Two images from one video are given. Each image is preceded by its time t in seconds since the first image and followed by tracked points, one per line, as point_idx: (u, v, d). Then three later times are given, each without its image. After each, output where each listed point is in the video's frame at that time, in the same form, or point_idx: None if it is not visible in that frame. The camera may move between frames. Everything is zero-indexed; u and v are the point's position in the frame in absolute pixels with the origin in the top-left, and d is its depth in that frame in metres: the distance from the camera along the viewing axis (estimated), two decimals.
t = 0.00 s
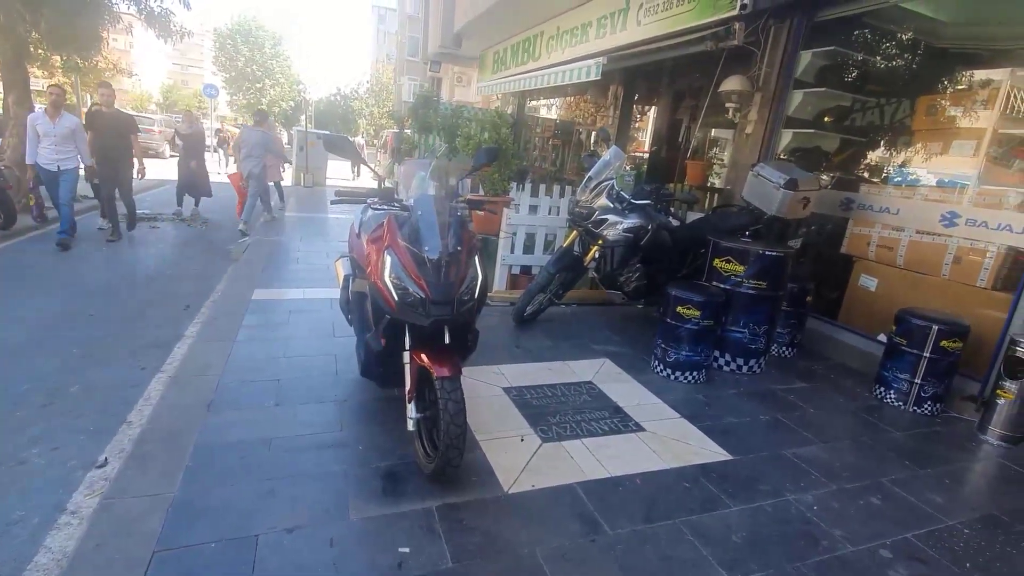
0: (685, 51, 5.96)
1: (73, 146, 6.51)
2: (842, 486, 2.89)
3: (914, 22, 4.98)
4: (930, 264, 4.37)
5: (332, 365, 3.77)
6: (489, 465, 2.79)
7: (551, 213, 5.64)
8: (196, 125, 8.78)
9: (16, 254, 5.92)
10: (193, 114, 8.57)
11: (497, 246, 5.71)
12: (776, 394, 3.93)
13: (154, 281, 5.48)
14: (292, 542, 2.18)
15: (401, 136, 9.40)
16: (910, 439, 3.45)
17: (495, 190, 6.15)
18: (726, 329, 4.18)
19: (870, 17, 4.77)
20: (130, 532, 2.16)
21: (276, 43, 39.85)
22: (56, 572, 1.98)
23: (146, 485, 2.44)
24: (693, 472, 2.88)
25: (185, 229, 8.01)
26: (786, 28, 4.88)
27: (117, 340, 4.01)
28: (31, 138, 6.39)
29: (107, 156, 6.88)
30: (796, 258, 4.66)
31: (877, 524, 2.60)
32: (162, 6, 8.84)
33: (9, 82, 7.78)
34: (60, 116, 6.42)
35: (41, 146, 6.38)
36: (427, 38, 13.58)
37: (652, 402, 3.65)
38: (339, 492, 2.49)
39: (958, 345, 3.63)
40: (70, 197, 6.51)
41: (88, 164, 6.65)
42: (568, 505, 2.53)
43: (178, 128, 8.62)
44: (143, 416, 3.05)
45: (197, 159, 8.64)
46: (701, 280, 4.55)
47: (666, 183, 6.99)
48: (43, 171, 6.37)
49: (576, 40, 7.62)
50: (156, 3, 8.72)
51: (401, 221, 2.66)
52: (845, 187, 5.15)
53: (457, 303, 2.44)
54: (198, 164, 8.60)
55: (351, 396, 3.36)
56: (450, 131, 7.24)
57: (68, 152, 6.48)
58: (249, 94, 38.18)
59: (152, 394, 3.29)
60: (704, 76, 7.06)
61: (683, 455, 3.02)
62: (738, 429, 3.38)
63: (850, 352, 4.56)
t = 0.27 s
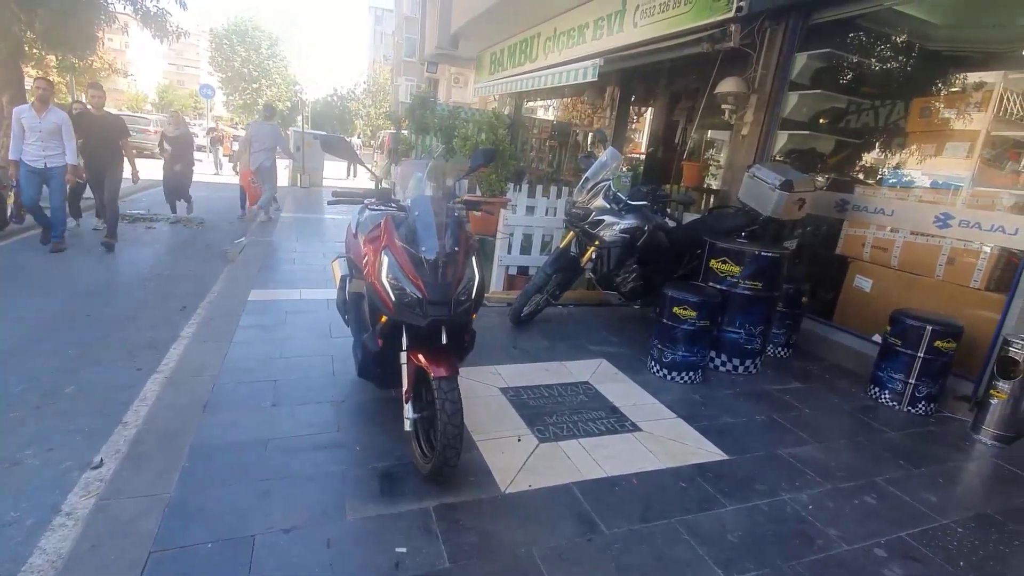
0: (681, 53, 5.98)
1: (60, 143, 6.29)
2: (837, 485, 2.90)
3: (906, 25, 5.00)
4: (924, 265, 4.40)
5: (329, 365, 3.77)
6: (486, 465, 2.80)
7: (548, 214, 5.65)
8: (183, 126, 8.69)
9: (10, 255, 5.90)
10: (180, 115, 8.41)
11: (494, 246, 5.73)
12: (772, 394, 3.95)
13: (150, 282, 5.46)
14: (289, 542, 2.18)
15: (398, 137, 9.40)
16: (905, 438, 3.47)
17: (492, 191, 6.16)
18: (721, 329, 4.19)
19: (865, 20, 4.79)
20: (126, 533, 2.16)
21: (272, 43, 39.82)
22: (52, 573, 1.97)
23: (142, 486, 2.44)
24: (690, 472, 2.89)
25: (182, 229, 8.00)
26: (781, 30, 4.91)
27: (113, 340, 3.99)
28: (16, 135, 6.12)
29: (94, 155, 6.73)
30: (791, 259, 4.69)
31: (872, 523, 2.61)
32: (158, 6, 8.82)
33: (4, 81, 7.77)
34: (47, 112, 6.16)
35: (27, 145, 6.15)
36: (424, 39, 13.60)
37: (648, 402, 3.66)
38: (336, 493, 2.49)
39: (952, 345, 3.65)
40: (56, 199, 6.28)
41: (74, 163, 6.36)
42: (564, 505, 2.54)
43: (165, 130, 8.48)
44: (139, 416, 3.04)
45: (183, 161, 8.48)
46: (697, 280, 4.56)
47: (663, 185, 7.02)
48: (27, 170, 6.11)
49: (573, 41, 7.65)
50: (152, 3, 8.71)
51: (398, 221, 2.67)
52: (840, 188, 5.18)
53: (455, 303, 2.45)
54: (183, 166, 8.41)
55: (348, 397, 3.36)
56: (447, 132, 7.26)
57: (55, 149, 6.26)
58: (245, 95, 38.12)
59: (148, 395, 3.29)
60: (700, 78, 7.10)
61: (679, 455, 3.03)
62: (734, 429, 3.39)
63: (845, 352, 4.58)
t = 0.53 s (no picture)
0: (679, 52, 5.99)
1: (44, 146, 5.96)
2: (835, 483, 2.91)
3: (904, 25, 5.01)
4: (921, 264, 4.42)
5: (327, 365, 3.77)
6: (484, 463, 2.80)
7: (546, 213, 5.65)
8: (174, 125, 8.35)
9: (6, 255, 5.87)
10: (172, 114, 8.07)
11: (492, 246, 5.72)
12: (770, 393, 3.96)
13: (147, 282, 5.44)
14: (286, 542, 2.17)
15: (396, 136, 9.38)
16: (902, 437, 3.48)
17: (490, 190, 6.16)
18: (719, 328, 4.20)
19: (862, 20, 4.80)
20: (122, 533, 2.15)
21: (270, 43, 39.77)
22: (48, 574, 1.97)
23: (139, 486, 2.43)
24: (687, 470, 2.90)
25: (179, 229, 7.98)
26: (779, 30, 4.92)
27: (110, 340, 3.98)
28: None
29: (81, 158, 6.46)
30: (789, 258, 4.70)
31: (869, 521, 2.62)
32: (155, 5, 8.79)
33: None
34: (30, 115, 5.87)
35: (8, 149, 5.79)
36: (422, 39, 13.60)
37: (646, 401, 3.66)
38: (333, 492, 2.48)
39: (948, 344, 3.67)
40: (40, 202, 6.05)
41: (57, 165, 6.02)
42: (562, 503, 2.54)
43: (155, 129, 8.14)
44: (136, 416, 3.04)
45: (172, 161, 8.14)
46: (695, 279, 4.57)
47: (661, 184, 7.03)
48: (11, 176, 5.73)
49: (571, 41, 7.65)
50: (149, 2, 8.67)
51: (396, 220, 2.67)
52: (837, 188, 5.20)
53: (452, 302, 2.45)
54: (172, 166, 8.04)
55: (346, 396, 3.36)
56: (445, 131, 7.25)
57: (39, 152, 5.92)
58: (243, 94, 38.06)
59: (145, 395, 3.29)
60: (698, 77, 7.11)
61: (677, 454, 3.04)
62: (731, 428, 3.40)
63: (842, 351, 4.59)
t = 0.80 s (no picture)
0: (676, 53, 6.00)
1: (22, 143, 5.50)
2: (831, 483, 2.92)
3: (900, 27, 5.03)
4: (917, 264, 4.43)
5: (325, 366, 3.77)
6: (482, 464, 2.80)
7: (544, 214, 5.66)
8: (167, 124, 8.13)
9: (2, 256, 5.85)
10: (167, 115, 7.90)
11: (490, 247, 5.73)
12: (767, 393, 3.97)
13: (144, 283, 5.43)
14: (284, 543, 2.17)
15: (394, 137, 9.37)
16: (898, 437, 3.50)
17: (488, 191, 6.18)
18: (717, 329, 4.21)
19: (858, 21, 4.83)
20: (120, 534, 2.15)
21: (268, 44, 39.76)
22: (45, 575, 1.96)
23: (136, 487, 2.43)
24: (685, 470, 2.91)
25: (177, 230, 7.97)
26: (775, 31, 4.93)
27: (107, 342, 3.98)
28: None
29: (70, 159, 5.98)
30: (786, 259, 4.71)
31: (865, 520, 2.63)
32: (152, 6, 8.78)
33: None
34: (5, 108, 5.48)
35: None
36: (420, 40, 13.61)
37: (644, 401, 3.67)
38: (331, 493, 2.49)
39: (944, 344, 3.68)
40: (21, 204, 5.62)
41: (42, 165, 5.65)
42: (560, 503, 2.55)
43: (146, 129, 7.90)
44: (133, 418, 3.03)
45: (164, 163, 7.97)
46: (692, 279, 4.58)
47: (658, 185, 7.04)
48: None
49: (568, 42, 7.66)
50: (146, 3, 8.66)
51: (393, 221, 2.67)
52: (834, 188, 5.21)
53: (450, 302, 2.45)
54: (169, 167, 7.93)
55: (343, 397, 3.36)
56: (443, 132, 7.24)
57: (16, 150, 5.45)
58: (240, 95, 38.02)
59: (142, 396, 3.28)
60: (695, 78, 7.13)
61: (674, 454, 3.04)
62: (728, 428, 3.41)
63: (839, 351, 4.61)
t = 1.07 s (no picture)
0: (675, 53, 6.01)
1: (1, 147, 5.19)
2: (829, 483, 2.92)
3: (897, 27, 5.06)
4: (914, 264, 4.44)
5: (323, 366, 3.76)
6: (480, 464, 2.80)
7: (542, 214, 5.66)
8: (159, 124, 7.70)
9: None
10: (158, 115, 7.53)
11: (488, 247, 5.73)
12: (765, 393, 3.97)
13: (141, 284, 5.41)
14: (282, 544, 2.17)
15: (392, 138, 9.35)
16: (896, 436, 3.50)
17: (486, 191, 6.18)
18: (715, 329, 4.21)
19: (855, 22, 4.85)
20: (117, 536, 2.15)
21: (265, 44, 39.68)
22: None
23: (134, 488, 2.42)
24: (683, 470, 2.91)
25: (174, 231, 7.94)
26: (773, 31, 4.94)
27: (104, 343, 3.96)
28: None
29: (61, 165, 5.43)
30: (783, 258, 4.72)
31: (863, 519, 2.63)
32: (149, 6, 8.75)
33: None
34: None
35: None
36: (418, 40, 13.60)
37: (642, 401, 3.67)
38: (329, 493, 2.48)
39: (941, 343, 3.69)
40: (2, 211, 5.19)
41: (24, 170, 5.41)
42: (558, 504, 2.55)
43: (136, 131, 7.49)
44: (130, 418, 3.03)
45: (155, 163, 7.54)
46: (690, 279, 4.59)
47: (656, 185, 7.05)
48: None
49: (566, 42, 7.66)
50: (143, 3, 8.63)
51: (391, 221, 2.67)
52: (831, 188, 5.23)
53: (448, 303, 2.45)
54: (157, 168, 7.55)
55: (341, 397, 3.36)
56: (441, 132, 7.23)
57: None
58: (238, 95, 37.93)
59: (140, 397, 3.28)
60: (693, 78, 7.14)
61: (672, 454, 3.05)
62: (726, 428, 3.41)
63: (836, 351, 4.62)
